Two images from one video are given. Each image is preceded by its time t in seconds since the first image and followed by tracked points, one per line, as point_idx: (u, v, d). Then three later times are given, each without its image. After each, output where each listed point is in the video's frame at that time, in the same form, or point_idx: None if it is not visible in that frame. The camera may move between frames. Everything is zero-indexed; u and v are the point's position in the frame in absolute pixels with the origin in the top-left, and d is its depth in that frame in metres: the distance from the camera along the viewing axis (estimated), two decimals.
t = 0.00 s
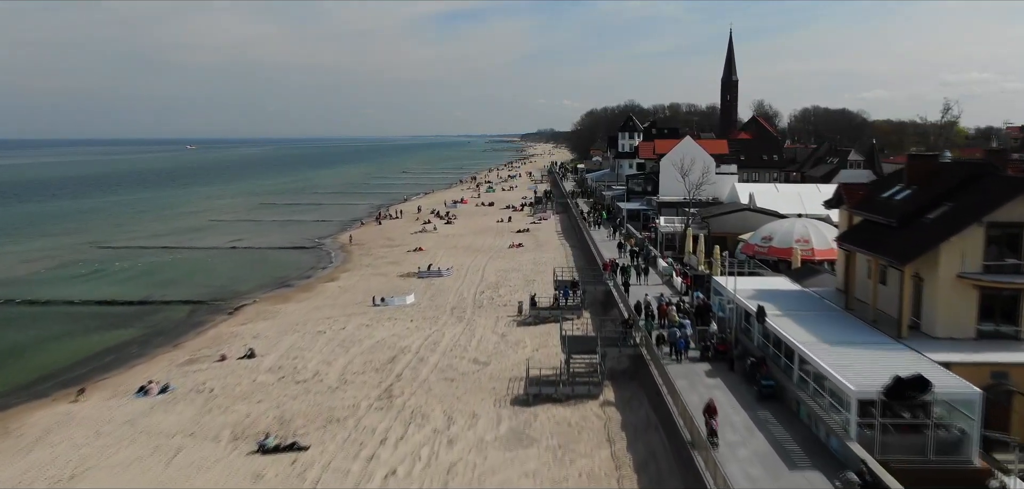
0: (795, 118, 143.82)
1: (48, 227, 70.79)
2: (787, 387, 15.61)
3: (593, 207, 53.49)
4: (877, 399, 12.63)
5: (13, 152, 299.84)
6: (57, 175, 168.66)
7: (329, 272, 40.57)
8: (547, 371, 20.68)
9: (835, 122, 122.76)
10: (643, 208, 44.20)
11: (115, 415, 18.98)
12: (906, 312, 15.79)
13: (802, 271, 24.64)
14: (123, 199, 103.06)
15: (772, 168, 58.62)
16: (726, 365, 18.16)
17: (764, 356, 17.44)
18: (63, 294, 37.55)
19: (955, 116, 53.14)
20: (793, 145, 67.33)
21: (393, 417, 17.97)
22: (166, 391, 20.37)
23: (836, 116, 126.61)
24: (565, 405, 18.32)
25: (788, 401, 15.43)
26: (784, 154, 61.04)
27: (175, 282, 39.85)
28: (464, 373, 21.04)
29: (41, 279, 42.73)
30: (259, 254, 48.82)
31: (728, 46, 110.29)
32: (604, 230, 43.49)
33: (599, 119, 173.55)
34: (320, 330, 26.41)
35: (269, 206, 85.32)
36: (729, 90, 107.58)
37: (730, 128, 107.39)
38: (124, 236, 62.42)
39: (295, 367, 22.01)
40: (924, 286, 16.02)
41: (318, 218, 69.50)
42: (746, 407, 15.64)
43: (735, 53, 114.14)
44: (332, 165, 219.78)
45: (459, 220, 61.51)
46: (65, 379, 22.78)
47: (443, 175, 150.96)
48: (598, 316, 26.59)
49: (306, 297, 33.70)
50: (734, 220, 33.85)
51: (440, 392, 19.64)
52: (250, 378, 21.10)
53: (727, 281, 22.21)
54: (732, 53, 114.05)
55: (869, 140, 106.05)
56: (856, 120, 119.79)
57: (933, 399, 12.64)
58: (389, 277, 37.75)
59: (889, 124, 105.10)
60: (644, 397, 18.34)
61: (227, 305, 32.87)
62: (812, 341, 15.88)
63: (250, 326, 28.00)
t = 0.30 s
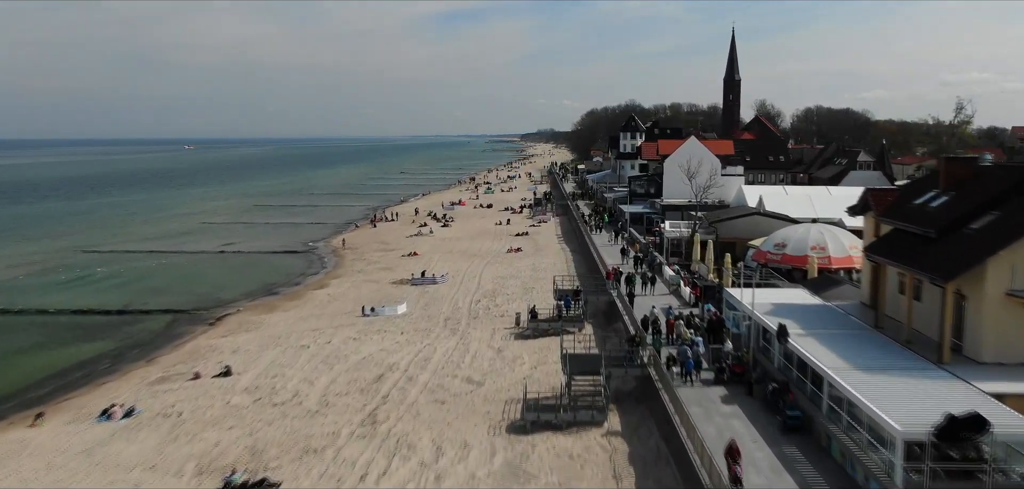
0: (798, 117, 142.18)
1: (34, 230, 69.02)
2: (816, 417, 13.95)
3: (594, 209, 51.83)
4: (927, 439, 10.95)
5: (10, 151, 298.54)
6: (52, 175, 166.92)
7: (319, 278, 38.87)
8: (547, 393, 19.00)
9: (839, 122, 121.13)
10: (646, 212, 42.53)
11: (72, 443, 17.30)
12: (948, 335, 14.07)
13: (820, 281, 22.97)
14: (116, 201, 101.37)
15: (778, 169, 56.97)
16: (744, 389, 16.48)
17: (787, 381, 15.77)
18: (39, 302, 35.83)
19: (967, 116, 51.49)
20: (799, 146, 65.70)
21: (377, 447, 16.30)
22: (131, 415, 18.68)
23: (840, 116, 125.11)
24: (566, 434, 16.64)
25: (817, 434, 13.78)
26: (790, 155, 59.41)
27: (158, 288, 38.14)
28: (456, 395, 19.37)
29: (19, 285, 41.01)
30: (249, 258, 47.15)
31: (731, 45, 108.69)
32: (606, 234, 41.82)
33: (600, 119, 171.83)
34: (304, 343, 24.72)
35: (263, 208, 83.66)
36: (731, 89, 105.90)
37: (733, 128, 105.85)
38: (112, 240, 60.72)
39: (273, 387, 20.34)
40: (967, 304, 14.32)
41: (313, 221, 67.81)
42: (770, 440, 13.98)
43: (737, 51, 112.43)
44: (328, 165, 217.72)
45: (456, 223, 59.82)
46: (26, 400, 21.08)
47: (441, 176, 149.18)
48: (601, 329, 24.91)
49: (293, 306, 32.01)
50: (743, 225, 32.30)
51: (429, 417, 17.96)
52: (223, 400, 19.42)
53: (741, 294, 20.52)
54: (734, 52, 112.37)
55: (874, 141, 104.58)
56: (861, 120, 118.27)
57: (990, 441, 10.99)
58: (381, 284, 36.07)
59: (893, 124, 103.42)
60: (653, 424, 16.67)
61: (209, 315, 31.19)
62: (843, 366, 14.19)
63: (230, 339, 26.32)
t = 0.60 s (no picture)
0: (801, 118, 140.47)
1: (21, 234, 67.30)
2: (852, 459, 12.31)
3: (596, 212, 50.19)
4: None
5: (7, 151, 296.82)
6: (48, 176, 165.45)
7: (308, 285, 37.24)
8: (546, 420, 17.35)
9: (843, 123, 119.42)
10: (650, 216, 40.93)
11: (20, 478, 15.63)
12: (1002, 365, 12.43)
13: (841, 294, 21.32)
14: (108, 202, 99.65)
15: (785, 171, 55.37)
16: (767, 420, 14.83)
17: (815, 412, 14.14)
18: (13, 312, 34.16)
19: (981, 117, 49.91)
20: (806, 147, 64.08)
21: (357, 484, 14.66)
22: (89, 445, 17.01)
23: (843, 117, 123.58)
24: (567, 469, 15.00)
25: (855, 479, 12.14)
26: (798, 156, 57.76)
27: (139, 297, 36.46)
28: (447, 422, 17.72)
29: None
30: (238, 263, 45.52)
31: (734, 44, 107.05)
32: (608, 239, 40.20)
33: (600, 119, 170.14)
34: (286, 359, 23.06)
35: (257, 210, 82.06)
36: (734, 89, 104.18)
37: (736, 129, 104.25)
38: (99, 244, 59.11)
39: (248, 411, 18.69)
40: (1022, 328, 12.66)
41: (307, 224, 66.19)
42: (800, 484, 12.34)
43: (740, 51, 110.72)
44: (326, 165, 215.99)
45: (453, 226, 58.18)
46: None
47: (440, 176, 147.49)
48: (604, 344, 23.25)
49: (278, 317, 30.36)
50: (753, 230, 30.70)
51: (416, 448, 16.31)
52: (192, 427, 17.78)
53: (758, 308, 18.85)
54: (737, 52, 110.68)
55: (879, 142, 103.03)
56: (865, 120, 116.71)
57: None
58: (373, 292, 34.39)
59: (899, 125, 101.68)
60: (665, 456, 15.01)
61: (190, 326, 29.54)
62: (884, 398, 12.51)
63: (208, 355, 24.66)
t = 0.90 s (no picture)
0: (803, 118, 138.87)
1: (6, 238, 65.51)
2: None
3: (597, 216, 48.56)
4: None
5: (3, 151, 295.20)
6: (44, 176, 163.86)
7: (296, 294, 35.55)
8: (546, 454, 15.68)
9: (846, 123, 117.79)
10: (654, 220, 39.29)
11: None
12: None
13: (865, 311, 19.72)
14: (99, 205, 97.92)
15: (791, 173, 53.77)
16: (794, 460, 13.16)
17: (851, 455, 12.47)
18: None
19: (994, 117, 48.32)
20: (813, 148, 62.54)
21: None
22: (38, 482, 15.32)
23: (847, 117, 121.94)
24: None
25: None
26: (805, 158, 56.14)
27: (119, 306, 34.74)
28: (436, 454, 16.05)
29: None
30: (225, 269, 43.86)
31: (735, 43, 105.43)
32: (610, 244, 38.56)
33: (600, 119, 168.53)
34: (264, 379, 21.38)
35: (251, 212, 80.44)
36: (736, 89, 102.55)
37: (738, 129, 102.60)
38: (85, 249, 57.41)
39: (218, 441, 17.00)
40: None
41: (300, 227, 64.49)
42: None
43: (742, 51, 109.09)
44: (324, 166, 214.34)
45: (449, 229, 56.53)
46: None
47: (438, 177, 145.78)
48: (609, 362, 21.62)
49: (261, 329, 28.69)
50: (764, 238, 29.08)
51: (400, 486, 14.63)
52: (154, 460, 16.08)
53: (779, 327, 17.21)
54: (739, 51, 109.06)
55: (884, 142, 101.56)
56: (869, 120, 115.25)
57: None
58: (363, 301, 32.73)
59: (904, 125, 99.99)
60: None
61: (167, 339, 27.86)
62: (935, 442, 10.84)
63: (183, 373, 22.97)
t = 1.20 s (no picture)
0: (806, 118, 137.16)
1: None
2: None
3: (599, 219, 46.89)
4: None
5: None
6: (39, 177, 162.28)
7: (283, 303, 33.86)
8: None
9: (851, 123, 116.01)
10: (658, 225, 37.63)
11: None
12: None
13: (894, 330, 18.08)
14: (90, 207, 96.06)
15: (799, 176, 52.14)
16: None
17: None
18: None
19: (1011, 118, 46.58)
20: (820, 149, 60.97)
21: None
22: None
23: (851, 117, 120.17)
24: None
25: None
26: (812, 159, 54.54)
27: (96, 317, 33.02)
28: None
29: None
30: (212, 276, 42.22)
31: (738, 42, 103.71)
32: (612, 250, 36.87)
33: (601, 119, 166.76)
34: (239, 402, 19.70)
35: (244, 215, 78.83)
36: (739, 89, 100.81)
37: (741, 129, 100.84)
38: (71, 254, 55.78)
39: (181, 476, 15.35)
40: None
41: (293, 230, 62.85)
42: None
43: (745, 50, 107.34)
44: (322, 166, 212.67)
45: (446, 233, 54.86)
46: None
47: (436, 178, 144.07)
48: (614, 383, 19.99)
49: (243, 342, 27.00)
50: (777, 246, 27.37)
51: None
52: None
53: (803, 349, 15.55)
54: (742, 51, 107.32)
55: (888, 142, 100.08)
56: (873, 120, 113.80)
57: None
58: (352, 311, 31.10)
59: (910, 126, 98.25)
60: None
61: (142, 354, 26.21)
62: None
63: (153, 394, 21.31)
